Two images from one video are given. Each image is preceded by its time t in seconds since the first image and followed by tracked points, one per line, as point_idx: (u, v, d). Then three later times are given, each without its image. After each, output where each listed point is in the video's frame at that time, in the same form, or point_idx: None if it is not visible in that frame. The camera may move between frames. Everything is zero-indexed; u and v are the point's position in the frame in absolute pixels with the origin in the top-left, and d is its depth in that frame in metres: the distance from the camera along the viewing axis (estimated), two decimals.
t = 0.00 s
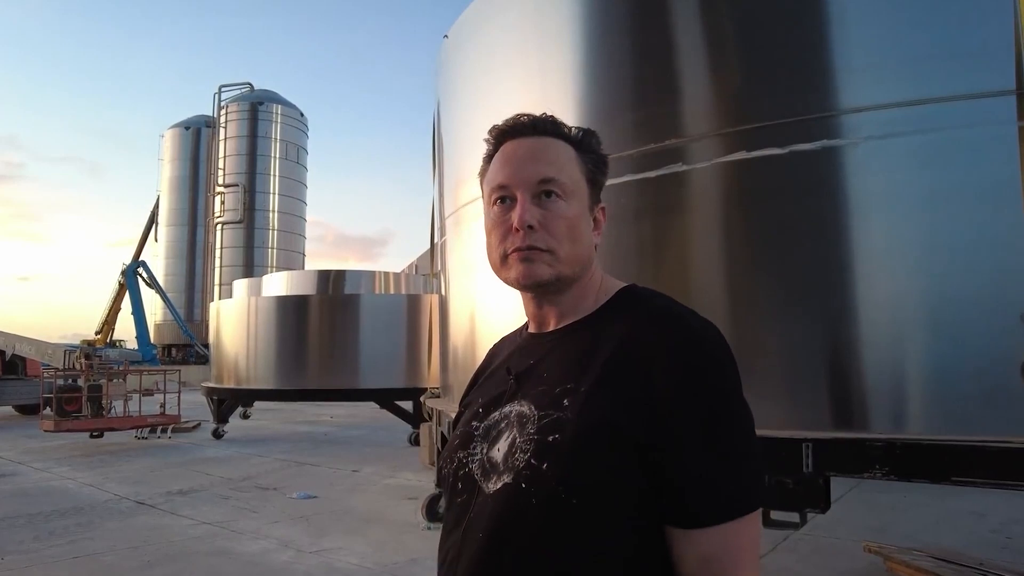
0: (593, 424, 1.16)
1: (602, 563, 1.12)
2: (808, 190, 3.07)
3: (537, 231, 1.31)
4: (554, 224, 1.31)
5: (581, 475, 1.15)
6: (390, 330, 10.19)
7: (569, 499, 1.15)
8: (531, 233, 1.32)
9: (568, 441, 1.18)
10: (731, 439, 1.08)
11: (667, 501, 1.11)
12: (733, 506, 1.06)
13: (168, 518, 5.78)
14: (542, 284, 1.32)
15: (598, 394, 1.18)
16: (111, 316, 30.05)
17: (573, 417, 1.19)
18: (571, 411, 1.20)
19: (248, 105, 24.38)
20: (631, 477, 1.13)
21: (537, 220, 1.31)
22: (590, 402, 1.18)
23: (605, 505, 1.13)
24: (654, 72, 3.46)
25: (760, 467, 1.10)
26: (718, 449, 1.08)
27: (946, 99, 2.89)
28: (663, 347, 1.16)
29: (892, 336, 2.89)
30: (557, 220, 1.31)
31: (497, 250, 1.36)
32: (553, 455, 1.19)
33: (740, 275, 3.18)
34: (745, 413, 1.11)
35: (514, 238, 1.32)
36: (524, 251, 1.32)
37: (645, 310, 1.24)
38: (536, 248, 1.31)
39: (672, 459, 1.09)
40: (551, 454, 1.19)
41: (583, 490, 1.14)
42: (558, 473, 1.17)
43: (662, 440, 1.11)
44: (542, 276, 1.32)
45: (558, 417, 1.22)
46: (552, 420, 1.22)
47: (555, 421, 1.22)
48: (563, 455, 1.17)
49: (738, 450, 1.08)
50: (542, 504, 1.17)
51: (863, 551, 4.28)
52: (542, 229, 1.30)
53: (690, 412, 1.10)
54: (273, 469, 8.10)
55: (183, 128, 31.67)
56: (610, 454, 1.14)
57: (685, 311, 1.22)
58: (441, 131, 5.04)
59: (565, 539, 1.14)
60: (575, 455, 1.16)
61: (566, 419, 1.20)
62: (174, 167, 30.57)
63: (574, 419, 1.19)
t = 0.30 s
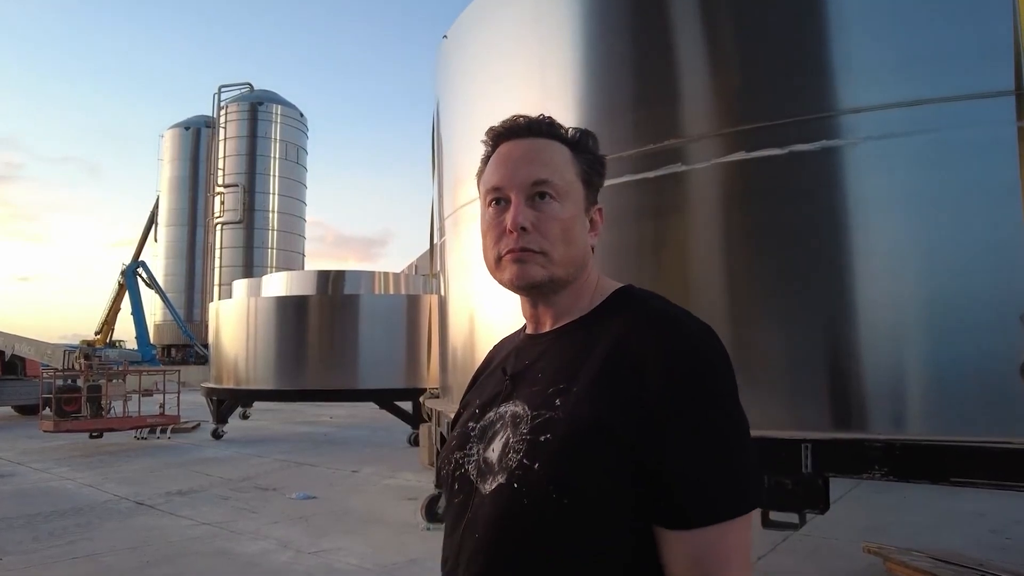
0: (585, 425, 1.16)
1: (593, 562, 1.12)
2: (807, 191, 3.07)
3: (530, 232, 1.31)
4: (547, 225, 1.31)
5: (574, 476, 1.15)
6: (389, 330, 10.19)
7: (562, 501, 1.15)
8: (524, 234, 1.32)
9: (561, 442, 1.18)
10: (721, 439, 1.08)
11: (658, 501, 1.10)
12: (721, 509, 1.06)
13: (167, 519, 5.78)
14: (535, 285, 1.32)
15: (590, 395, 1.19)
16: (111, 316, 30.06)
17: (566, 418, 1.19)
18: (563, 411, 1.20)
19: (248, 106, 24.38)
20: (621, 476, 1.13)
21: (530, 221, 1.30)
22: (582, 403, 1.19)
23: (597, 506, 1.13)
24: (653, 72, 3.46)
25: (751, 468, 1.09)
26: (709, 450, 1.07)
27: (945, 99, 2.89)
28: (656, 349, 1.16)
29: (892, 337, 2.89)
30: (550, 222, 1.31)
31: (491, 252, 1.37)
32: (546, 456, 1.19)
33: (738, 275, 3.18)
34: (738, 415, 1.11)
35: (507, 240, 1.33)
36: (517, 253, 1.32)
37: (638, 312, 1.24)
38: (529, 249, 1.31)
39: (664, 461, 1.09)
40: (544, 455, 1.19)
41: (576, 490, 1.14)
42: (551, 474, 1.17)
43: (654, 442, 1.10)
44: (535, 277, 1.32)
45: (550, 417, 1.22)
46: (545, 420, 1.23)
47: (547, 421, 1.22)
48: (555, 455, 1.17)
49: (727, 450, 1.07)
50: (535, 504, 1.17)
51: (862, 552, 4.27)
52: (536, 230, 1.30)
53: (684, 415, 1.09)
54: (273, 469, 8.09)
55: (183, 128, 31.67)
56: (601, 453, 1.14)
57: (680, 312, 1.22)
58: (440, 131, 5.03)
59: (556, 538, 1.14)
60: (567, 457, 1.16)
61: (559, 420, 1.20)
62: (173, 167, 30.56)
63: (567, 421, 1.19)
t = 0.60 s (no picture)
0: (588, 429, 1.16)
1: (594, 564, 1.12)
2: (807, 192, 3.06)
3: (520, 209, 1.32)
4: (539, 206, 1.32)
5: (578, 480, 1.14)
6: (389, 330, 10.18)
7: (566, 505, 1.14)
8: (516, 211, 1.34)
9: (565, 446, 1.17)
10: (721, 440, 1.07)
11: (660, 502, 1.10)
12: (723, 508, 1.05)
13: (167, 519, 5.77)
14: (512, 262, 1.32)
15: (593, 398, 1.18)
16: (110, 316, 30.05)
17: (569, 422, 1.18)
18: (564, 414, 1.19)
19: (247, 106, 24.36)
20: (623, 477, 1.12)
21: (522, 198, 1.32)
22: (585, 406, 1.18)
23: (601, 509, 1.12)
24: (653, 72, 3.45)
25: (753, 468, 1.09)
26: (712, 451, 1.07)
27: (945, 99, 2.89)
28: (659, 351, 1.15)
29: (893, 337, 2.88)
30: (540, 203, 1.32)
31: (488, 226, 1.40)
32: (550, 461, 1.18)
33: (739, 275, 3.18)
34: (739, 416, 1.10)
35: (499, 214, 1.35)
36: (504, 227, 1.33)
37: (639, 314, 1.23)
38: (514, 224, 1.32)
39: (668, 463, 1.08)
40: (547, 460, 1.18)
41: (580, 495, 1.13)
42: (555, 479, 1.16)
43: (657, 444, 1.10)
44: (515, 251, 1.32)
45: (552, 420, 1.21)
46: (547, 425, 1.22)
47: (550, 425, 1.21)
48: (559, 460, 1.16)
49: (728, 450, 1.07)
50: (539, 510, 1.16)
51: (863, 553, 4.27)
52: (524, 208, 1.32)
53: (687, 416, 1.09)
54: (272, 469, 8.08)
55: (182, 128, 31.64)
56: (602, 455, 1.14)
57: (682, 314, 1.21)
58: (440, 131, 5.03)
59: (558, 541, 1.14)
60: (570, 461, 1.15)
61: (562, 424, 1.19)
62: (173, 167, 30.54)
63: (570, 425, 1.18)
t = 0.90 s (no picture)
0: (594, 430, 1.16)
1: (597, 562, 1.12)
2: (809, 191, 3.06)
3: (499, 255, 1.32)
4: (517, 250, 1.31)
5: (583, 479, 1.14)
6: (389, 330, 10.18)
7: (571, 504, 1.14)
8: (497, 255, 1.33)
9: (571, 445, 1.17)
10: (726, 445, 1.07)
11: (664, 504, 1.10)
12: (723, 513, 1.05)
13: (166, 519, 5.77)
14: (504, 306, 1.35)
15: (599, 398, 1.18)
16: (110, 316, 30.06)
17: (577, 421, 1.18)
18: (569, 413, 1.20)
19: (247, 106, 24.36)
20: (627, 477, 1.12)
21: (498, 246, 1.32)
22: (591, 406, 1.18)
23: (605, 509, 1.13)
24: (653, 73, 3.45)
25: (757, 472, 1.09)
26: (717, 455, 1.07)
27: (946, 100, 2.89)
28: (666, 353, 1.15)
29: (893, 337, 2.88)
30: (517, 249, 1.31)
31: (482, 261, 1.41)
32: (556, 459, 1.18)
33: (740, 275, 3.17)
34: (745, 422, 1.10)
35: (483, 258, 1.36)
36: (490, 272, 1.35)
37: (645, 319, 1.23)
38: (497, 272, 1.33)
39: (672, 466, 1.08)
40: (553, 458, 1.18)
41: (586, 494, 1.14)
42: (561, 477, 1.16)
43: (662, 446, 1.10)
44: (506, 299, 1.33)
45: (557, 419, 1.21)
46: (552, 423, 1.22)
47: (555, 424, 1.21)
48: (565, 458, 1.17)
49: (733, 455, 1.07)
50: (544, 508, 1.17)
51: (863, 553, 4.27)
52: (502, 256, 1.31)
53: (692, 420, 1.09)
54: (272, 469, 8.08)
55: (182, 128, 31.64)
56: (605, 455, 1.14)
57: (688, 318, 1.21)
58: (440, 131, 5.03)
59: (563, 538, 1.14)
60: (576, 460, 1.15)
61: (568, 422, 1.19)
62: (172, 167, 30.55)
63: (576, 424, 1.18)
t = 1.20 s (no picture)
0: (590, 430, 1.17)
1: (592, 562, 1.13)
2: (808, 192, 3.07)
3: (515, 225, 1.33)
4: (534, 223, 1.32)
5: (578, 479, 1.15)
6: (389, 330, 10.18)
7: (565, 503, 1.15)
8: (511, 227, 1.34)
9: (566, 445, 1.18)
10: (724, 445, 1.08)
11: (659, 502, 1.10)
12: (723, 513, 1.06)
13: (166, 519, 5.77)
14: (510, 280, 1.34)
15: (595, 398, 1.19)
16: (110, 316, 30.07)
17: (572, 422, 1.19)
18: (567, 415, 1.21)
19: (247, 106, 24.35)
20: (623, 476, 1.13)
21: (516, 215, 1.32)
22: (587, 406, 1.19)
23: (599, 508, 1.13)
24: (653, 73, 3.46)
25: (754, 472, 1.10)
26: (714, 455, 1.08)
27: (945, 100, 2.89)
28: (662, 354, 1.16)
29: (891, 337, 2.89)
30: (534, 222, 1.32)
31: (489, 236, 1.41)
32: (551, 460, 1.19)
33: (739, 275, 3.18)
34: (742, 423, 1.11)
35: (495, 230, 1.36)
36: (502, 244, 1.35)
37: (643, 319, 1.24)
38: (510, 243, 1.33)
39: (668, 466, 1.09)
40: (547, 459, 1.19)
41: (580, 493, 1.15)
42: (555, 477, 1.17)
43: (657, 447, 1.10)
44: (514, 271, 1.33)
45: (554, 420, 1.22)
46: (548, 424, 1.23)
47: (551, 425, 1.22)
48: (559, 458, 1.18)
49: (731, 455, 1.08)
50: (538, 508, 1.17)
51: (862, 553, 4.27)
52: (519, 226, 1.32)
53: (688, 421, 1.10)
54: (271, 469, 8.09)
55: (182, 129, 31.63)
56: (602, 455, 1.15)
57: (686, 319, 1.22)
58: (439, 130, 5.03)
59: (557, 537, 1.15)
60: (571, 460, 1.16)
61: (564, 423, 1.20)
62: (172, 167, 30.55)
63: (572, 425, 1.19)
